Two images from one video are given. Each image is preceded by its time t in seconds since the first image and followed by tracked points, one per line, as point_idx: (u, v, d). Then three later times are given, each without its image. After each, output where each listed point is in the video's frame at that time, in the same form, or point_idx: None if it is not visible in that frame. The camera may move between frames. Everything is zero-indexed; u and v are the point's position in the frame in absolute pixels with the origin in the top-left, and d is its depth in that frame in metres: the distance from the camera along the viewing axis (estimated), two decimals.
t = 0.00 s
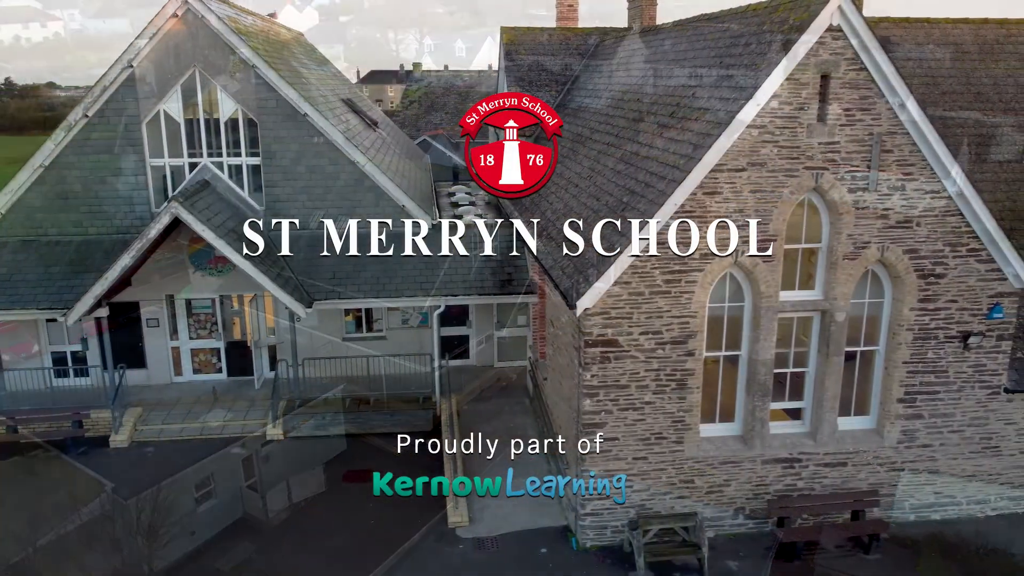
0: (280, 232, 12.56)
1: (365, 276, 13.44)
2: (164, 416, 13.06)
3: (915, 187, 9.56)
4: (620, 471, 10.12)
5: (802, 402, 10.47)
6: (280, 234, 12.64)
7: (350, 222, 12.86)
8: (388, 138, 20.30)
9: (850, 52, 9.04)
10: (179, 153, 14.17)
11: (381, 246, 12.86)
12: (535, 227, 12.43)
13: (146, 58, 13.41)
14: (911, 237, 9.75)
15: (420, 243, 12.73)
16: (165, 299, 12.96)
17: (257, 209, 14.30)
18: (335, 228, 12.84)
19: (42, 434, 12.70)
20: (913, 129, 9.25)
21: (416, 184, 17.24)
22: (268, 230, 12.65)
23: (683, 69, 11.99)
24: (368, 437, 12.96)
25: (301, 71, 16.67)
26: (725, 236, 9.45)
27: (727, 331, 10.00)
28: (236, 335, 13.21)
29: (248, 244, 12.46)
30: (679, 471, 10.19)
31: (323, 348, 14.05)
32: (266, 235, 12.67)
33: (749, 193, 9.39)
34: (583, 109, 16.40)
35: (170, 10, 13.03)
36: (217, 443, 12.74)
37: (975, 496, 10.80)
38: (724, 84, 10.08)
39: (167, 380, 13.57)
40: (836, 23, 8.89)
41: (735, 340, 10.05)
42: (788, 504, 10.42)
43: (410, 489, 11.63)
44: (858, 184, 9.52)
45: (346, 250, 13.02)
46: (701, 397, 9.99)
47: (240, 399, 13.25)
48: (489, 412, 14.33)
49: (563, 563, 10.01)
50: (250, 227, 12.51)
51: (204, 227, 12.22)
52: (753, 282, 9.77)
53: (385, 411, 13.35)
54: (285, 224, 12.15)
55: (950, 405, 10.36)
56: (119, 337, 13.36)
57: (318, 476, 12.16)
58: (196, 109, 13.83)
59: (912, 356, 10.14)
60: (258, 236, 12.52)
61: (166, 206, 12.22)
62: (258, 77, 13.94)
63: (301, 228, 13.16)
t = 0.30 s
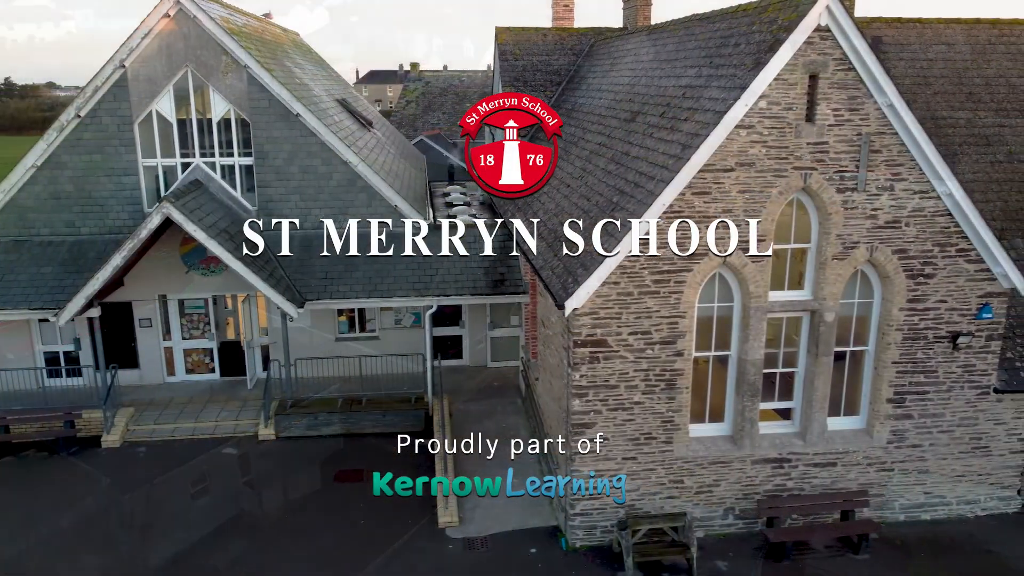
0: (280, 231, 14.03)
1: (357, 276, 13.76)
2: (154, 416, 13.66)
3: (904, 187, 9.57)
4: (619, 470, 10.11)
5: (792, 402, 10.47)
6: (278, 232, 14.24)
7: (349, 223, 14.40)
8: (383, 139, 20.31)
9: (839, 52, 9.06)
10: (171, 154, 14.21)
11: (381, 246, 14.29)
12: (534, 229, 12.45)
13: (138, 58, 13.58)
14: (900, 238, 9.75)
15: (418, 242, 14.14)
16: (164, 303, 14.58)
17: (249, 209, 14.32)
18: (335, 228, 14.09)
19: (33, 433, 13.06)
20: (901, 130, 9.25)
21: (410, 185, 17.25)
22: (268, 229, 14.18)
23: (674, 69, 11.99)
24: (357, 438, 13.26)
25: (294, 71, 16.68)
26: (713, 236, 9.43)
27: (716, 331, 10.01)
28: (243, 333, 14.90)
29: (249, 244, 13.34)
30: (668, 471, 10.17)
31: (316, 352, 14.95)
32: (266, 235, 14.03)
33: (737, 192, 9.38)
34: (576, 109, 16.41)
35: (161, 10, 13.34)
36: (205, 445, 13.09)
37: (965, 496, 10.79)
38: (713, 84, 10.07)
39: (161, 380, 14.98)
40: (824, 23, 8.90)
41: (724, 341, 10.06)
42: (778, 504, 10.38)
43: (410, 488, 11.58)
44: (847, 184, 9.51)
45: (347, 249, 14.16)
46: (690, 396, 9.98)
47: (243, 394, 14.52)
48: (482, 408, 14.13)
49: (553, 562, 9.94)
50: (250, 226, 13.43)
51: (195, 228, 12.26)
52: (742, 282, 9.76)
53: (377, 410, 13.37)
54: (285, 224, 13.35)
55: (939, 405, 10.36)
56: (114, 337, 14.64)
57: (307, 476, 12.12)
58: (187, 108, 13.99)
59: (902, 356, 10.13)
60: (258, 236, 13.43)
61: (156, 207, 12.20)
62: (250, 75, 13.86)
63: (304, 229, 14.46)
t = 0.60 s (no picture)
0: (280, 230, 14.09)
1: (349, 276, 13.76)
2: (147, 416, 13.67)
3: (892, 187, 9.56)
4: (618, 471, 10.12)
5: (781, 402, 10.48)
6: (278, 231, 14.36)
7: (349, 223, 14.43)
8: (377, 138, 20.30)
9: (826, 52, 9.06)
10: (164, 154, 14.22)
11: (381, 246, 14.36)
12: (534, 229, 12.08)
13: (129, 58, 13.58)
14: (888, 238, 9.75)
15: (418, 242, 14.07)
16: (157, 303, 14.59)
17: (241, 208, 14.34)
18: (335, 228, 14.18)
19: (24, 431, 13.06)
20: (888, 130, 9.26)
21: (403, 184, 17.24)
22: (269, 229, 14.28)
23: (665, 69, 11.97)
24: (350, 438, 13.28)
25: (287, 71, 16.66)
26: (701, 236, 9.42)
27: (705, 331, 10.01)
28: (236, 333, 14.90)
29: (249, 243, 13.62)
30: (656, 471, 10.17)
31: (309, 352, 14.95)
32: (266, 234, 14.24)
33: (724, 193, 9.38)
34: (569, 110, 16.41)
35: (153, 11, 13.34)
36: (196, 445, 13.06)
37: (955, 496, 10.79)
38: (702, 84, 10.06)
39: (153, 380, 14.98)
40: (811, 23, 8.89)
41: (713, 341, 10.06)
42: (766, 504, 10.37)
43: (410, 488, 11.58)
44: (835, 185, 9.50)
45: (347, 249, 14.20)
46: (679, 396, 9.97)
47: (235, 394, 14.54)
48: (474, 408, 14.11)
49: (542, 563, 9.95)
50: (250, 226, 13.84)
51: (186, 228, 12.27)
52: (730, 282, 9.76)
53: (369, 410, 13.35)
54: (285, 223, 13.47)
55: (928, 405, 10.35)
56: (106, 337, 14.65)
57: (298, 477, 12.12)
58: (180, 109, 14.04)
59: (891, 356, 10.13)
60: (259, 235, 13.65)
61: (147, 207, 12.21)
62: (242, 75, 13.85)
63: (299, 229, 14.48)
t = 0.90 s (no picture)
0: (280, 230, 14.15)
1: (340, 276, 13.76)
2: (138, 416, 13.67)
3: (880, 187, 9.55)
4: (619, 471, 10.12)
5: (770, 402, 10.47)
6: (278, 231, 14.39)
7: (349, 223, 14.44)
8: (371, 138, 20.29)
9: (813, 52, 9.06)
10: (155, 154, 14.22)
11: (381, 246, 14.33)
12: (534, 229, 11.62)
13: (120, 57, 13.57)
14: (876, 239, 9.74)
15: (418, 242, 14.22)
16: (148, 303, 14.59)
17: (232, 208, 14.34)
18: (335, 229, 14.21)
19: (15, 431, 13.04)
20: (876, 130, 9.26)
21: (396, 184, 17.23)
22: (269, 229, 14.32)
23: (655, 69, 11.96)
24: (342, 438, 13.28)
25: (280, 71, 16.65)
26: (689, 236, 9.41)
27: (693, 331, 10.00)
28: (228, 333, 14.90)
29: (249, 244, 13.85)
30: (645, 471, 10.16)
31: (301, 352, 14.95)
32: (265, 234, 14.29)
33: (711, 193, 9.38)
34: (562, 110, 16.41)
35: (143, 10, 13.33)
36: (186, 446, 13.05)
37: (944, 496, 10.78)
38: (690, 84, 10.06)
39: (145, 380, 14.97)
40: (798, 23, 8.88)
41: (702, 341, 10.05)
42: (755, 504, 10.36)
43: (410, 488, 11.51)
44: (823, 184, 9.49)
45: (347, 249, 14.21)
46: (667, 396, 9.96)
47: (227, 394, 14.54)
48: (465, 408, 14.10)
49: (529, 563, 9.94)
50: (251, 227, 14.06)
51: (177, 229, 12.27)
52: (718, 282, 9.75)
53: (360, 410, 13.34)
54: (285, 223, 13.55)
55: (917, 405, 10.34)
56: (97, 337, 14.65)
57: (288, 477, 12.11)
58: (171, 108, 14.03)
59: (879, 356, 10.12)
60: (259, 236, 13.93)
61: (137, 207, 12.20)
62: (233, 75, 13.85)
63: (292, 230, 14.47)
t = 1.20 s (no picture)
0: (280, 231, 14.19)
1: (331, 276, 13.77)
2: (130, 416, 13.67)
3: (867, 186, 9.55)
4: (619, 471, 10.13)
5: (758, 401, 10.46)
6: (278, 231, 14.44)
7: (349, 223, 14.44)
8: (365, 138, 20.29)
9: (799, 52, 9.06)
10: (146, 154, 14.22)
11: (381, 246, 14.30)
12: (534, 229, 11.16)
13: (111, 57, 13.57)
14: (864, 239, 9.73)
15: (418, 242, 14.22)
16: (140, 302, 14.59)
17: (224, 208, 14.34)
18: (335, 228, 14.14)
19: (6, 431, 13.02)
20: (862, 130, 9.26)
21: (389, 184, 17.23)
22: (269, 229, 14.37)
23: (645, 68, 11.96)
24: (333, 437, 13.29)
25: (273, 70, 16.64)
26: (676, 236, 9.41)
27: (681, 331, 9.99)
28: (220, 333, 14.89)
29: (249, 244, 13.99)
30: (633, 470, 10.15)
31: (293, 352, 14.96)
32: (265, 233, 14.34)
33: (698, 194, 9.38)
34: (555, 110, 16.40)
35: (134, 10, 13.33)
36: (177, 446, 13.04)
37: (933, 496, 10.78)
38: (678, 83, 10.05)
39: (137, 379, 14.97)
40: (784, 22, 8.88)
41: (689, 340, 10.04)
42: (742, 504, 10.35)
43: (411, 488, 11.20)
44: (810, 184, 9.48)
45: (347, 249, 14.19)
46: (654, 396, 9.95)
47: (218, 393, 14.54)
48: (456, 407, 14.09)
49: (517, 562, 9.94)
50: (251, 227, 14.13)
51: (168, 229, 12.26)
52: (705, 282, 9.75)
53: (350, 410, 13.34)
54: (285, 224, 13.48)
55: (906, 405, 10.34)
56: (89, 337, 14.65)
57: (279, 477, 12.10)
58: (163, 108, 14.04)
59: (867, 356, 10.12)
60: (259, 235, 14.01)
61: (127, 207, 12.19)
62: (224, 74, 13.85)
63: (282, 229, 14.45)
